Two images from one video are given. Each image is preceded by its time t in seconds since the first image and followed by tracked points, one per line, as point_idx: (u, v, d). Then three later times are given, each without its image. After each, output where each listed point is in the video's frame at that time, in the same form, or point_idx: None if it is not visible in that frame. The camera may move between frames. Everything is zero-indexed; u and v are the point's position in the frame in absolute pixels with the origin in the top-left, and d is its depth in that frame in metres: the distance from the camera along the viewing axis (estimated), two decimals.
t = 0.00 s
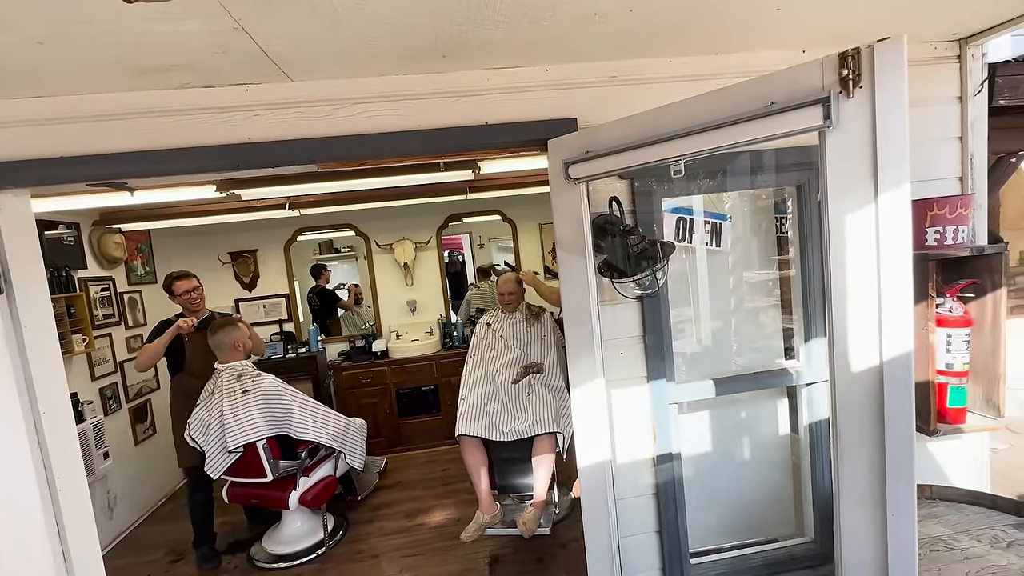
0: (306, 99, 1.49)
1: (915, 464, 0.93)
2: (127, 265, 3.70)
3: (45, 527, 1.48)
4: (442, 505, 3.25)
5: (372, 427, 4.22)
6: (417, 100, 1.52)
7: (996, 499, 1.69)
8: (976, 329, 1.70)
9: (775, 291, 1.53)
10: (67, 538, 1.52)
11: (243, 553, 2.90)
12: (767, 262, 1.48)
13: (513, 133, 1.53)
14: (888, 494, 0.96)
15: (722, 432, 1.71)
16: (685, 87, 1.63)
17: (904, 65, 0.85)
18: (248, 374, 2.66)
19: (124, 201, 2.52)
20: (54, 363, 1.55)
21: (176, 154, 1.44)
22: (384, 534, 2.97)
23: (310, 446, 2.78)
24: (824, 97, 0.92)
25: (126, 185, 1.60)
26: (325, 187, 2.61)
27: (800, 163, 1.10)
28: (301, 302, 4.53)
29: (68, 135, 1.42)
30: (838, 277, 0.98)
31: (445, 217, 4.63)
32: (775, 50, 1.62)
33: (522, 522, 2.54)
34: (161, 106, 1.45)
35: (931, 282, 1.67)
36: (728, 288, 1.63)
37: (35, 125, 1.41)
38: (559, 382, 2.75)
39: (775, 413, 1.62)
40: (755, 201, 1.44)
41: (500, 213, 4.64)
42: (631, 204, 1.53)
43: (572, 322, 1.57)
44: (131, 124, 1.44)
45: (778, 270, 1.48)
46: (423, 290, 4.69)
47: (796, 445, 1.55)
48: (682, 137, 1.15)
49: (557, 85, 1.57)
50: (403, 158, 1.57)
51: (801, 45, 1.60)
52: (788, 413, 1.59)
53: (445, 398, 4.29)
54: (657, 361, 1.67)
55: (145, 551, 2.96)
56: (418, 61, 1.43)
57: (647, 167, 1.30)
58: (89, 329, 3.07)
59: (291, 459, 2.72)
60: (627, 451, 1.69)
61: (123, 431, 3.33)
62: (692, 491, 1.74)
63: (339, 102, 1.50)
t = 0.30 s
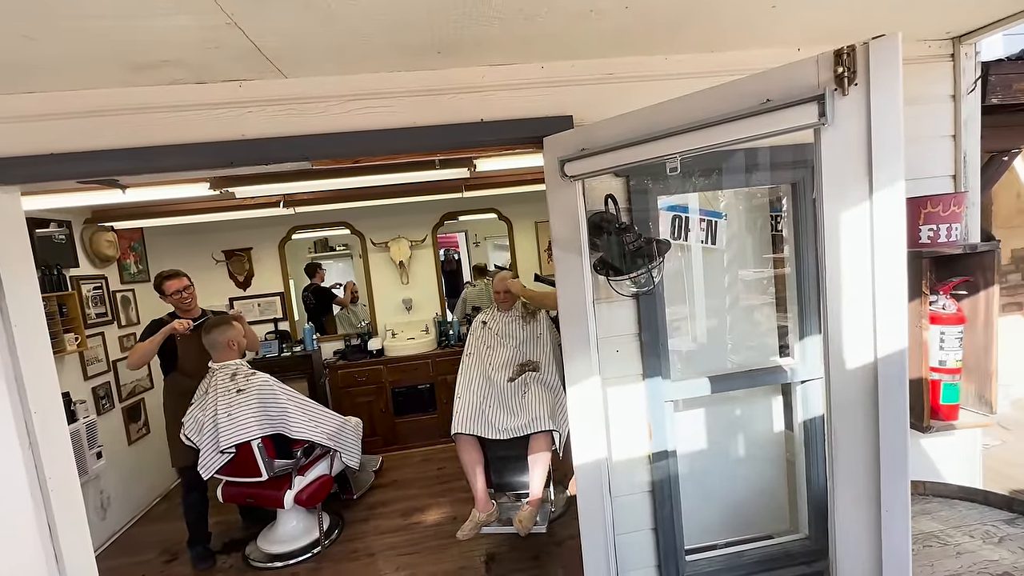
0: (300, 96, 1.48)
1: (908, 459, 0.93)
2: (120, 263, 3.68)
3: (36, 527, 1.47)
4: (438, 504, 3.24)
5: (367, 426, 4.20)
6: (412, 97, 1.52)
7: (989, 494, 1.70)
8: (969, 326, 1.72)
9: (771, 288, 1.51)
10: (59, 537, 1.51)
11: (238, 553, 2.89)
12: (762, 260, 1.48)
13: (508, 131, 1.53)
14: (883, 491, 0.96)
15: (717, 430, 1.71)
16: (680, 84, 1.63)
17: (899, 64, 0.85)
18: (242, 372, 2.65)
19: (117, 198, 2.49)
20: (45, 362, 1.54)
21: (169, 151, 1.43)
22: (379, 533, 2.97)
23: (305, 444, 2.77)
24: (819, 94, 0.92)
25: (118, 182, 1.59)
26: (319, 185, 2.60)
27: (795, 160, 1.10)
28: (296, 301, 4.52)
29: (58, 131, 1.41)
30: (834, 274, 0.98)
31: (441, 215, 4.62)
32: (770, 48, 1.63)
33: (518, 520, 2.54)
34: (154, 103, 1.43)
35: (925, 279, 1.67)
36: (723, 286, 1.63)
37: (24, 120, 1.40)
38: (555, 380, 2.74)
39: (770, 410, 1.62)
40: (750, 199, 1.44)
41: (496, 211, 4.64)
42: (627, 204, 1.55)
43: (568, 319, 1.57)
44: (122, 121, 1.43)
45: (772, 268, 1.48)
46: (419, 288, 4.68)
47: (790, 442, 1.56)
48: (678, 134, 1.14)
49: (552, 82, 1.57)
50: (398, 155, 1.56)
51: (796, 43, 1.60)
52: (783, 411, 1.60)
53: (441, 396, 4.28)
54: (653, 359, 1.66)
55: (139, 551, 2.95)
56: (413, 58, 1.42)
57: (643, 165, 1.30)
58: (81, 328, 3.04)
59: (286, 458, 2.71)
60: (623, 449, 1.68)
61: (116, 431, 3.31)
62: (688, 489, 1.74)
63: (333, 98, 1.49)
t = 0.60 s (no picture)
0: (295, 94, 1.47)
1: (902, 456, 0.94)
2: (114, 263, 3.66)
3: (29, 529, 1.46)
4: (434, 503, 3.24)
5: (364, 426, 4.19)
6: (408, 96, 1.51)
7: (981, 491, 1.71)
8: (961, 324, 1.74)
9: (764, 287, 1.53)
10: (52, 538, 1.50)
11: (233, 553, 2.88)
12: (757, 260, 1.48)
13: (504, 130, 1.53)
14: (877, 489, 0.96)
15: (713, 429, 1.72)
16: (675, 84, 1.64)
17: (893, 64, 0.85)
18: (237, 372, 2.64)
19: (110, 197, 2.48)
20: (37, 362, 1.52)
21: (163, 150, 1.42)
22: (376, 532, 2.96)
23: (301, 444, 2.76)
24: (814, 94, 0.92)
25: (111, 180, 1.58)
26: (315, 184, 2.59)
27: (790, 160, 1.10)
28: (292, 300, 4.50)
29: (50, 129, 1.40)
30: (828, 273, 0.98)
31: (437, 214, 4.62)
32: (765, 47, 1.63)
33: (514, 519, 2.54)
34: (147, 100, 1.42)
35: (918, 278, 1.68)
36: (719, 285, 1.63)
37: (16, 118, 1.39)
38: (551, 380, 2.76)
39: (765, 408, 1.63)
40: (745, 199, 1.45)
41: (492, 210, 4.64)
42: (623, 201, 1.54)
43: (565, 319, 1.57)
44: (115, 119, 1.42)
45: (767, 267, 1.48)
46: (415, 287, 4.68)
47: (785, 440, 1.57)
48: (674, 133, 1.14)
49: (548, 80, 1.56)
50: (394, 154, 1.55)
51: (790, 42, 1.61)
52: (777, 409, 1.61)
53: (437, 395, 4.28)
54: (649, 358, 1.67)
55: (134, 552, 2.94)
56: (409, 56, 1.42)
57: (639, 164, 1.30)
58: (74, 328, 3.03)
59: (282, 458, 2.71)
60: (618, 447, 1.69)
61: (110, 431, 3.29)
62: (683, 487, 1.75)
63: (329, 97, 1.49)
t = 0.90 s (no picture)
0: (291, 93, 1.47)
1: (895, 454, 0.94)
2: (108, 263, 3.64)
3: (22, 530, 1.45)
4: (431, 503, 3.24)
5: (360, 426, 4.19)
6: (404, 95, 1.51)
7: (974, 489, 1.72)
8: (955, 324, 1.76)
9: (761, 287, 1.54)
10: (46, 539, 1.50)
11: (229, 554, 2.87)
12: (753, 259, 1.49)
13: (500, 130, 1.53)
14: (871, 488, 0.97)
15: (709, 428, 1.72)
16: (671, 83, 1.64)
17: (888, 64, 0.86)
18: (232, 373, 2.62)
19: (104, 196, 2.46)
20: (31, 363, 1.51)
21: (157, 149, 1.41)
22: (372, 533, 2.96)
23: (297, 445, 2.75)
24: (809, 94, 0.92)
25: (104, 180, 1.57)
26: (311, 184, 2.59)
27: (786, 159, 1.10)
28: (287, 300, 4.49)
29: (43, 128, 1.39)
30: (823, 273, 0.98)
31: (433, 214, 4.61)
32: (761, 48, 1.64)
33: (510, 519, 2.54)
34: (141, 99, 1.42)
35: (912, 277, 1.69)
36: (715, 284, 1.63)
37: (8, 117, 1.38)
38: (548, 380, 2.76)
39: (760, 407, 1.64)
40: (741, 198, 1.44)
41: (489, 210, 4.63)
42: (619, 203, 1.56)
43: (561, 318, 1.57)
44: (109, 117, 1.41)
45: (763, 267, 1.49)
46: (411, 287, 4.67)
47: (780, 439, 1.57)
48: (669, 133, 1.15)
49: (544, 80, 1.56)
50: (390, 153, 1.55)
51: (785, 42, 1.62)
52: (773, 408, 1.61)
53: (433, 395, 4.27)
54: (645, 357, 1.67)
55: (129, 554, 2.92)
56: (404, 55, 1.41)
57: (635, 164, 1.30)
58: (68, 328, 3.01)
59: (278, 458, 2.70)
60: (615, 446, 1.69)
61: (104, 432, 3.27)
62: (679, 486, 1.75)
63: (324, 96, 1.48)
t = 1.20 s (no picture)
0: (287, 93, 1.47)
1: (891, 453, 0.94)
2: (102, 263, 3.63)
3: (16, 532, 1.44)
4: (427, 503, 3.24)
5: (356, 426, 4.18)
6: (401, 94, 1.51)
7: (968, 488, 1.73)
8: (949, 323, 1.76)
9: (756, 287, 1.52)
10: (39, 541, 1.49)
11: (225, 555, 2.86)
12: (748, 259, 1.49)
13: (497, 130, 1.53)
14: (866, 487, 0.97)
15: (705, 428, 1.72)
16: (667, 84, 1.64)
17: (882, 65, 0.86)
18: (228, 373, 2.61)
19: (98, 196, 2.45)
20: (25, 363, 1.50)
21: (153, 149, 1.41)
22: (369, 533, 2.95)
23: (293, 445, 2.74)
24: (805, 94, 0.93)
25: (98, 180, 1.56)
26: (307, 184, 2.58)
27: (781, 160, 1.10)
28: (284, 300, 4.48)
29: (37, 127, 1.38)
30: (818, 272, 0.99)
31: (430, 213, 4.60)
32: (757, 48, 1.64)
33: (507, 518, 2.55)
34: (135, 99, 1.41)
35: (907, 277, 1.69)
36: (711, 284, 1.63)
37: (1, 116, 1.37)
38: (544, 379, 2.75)
39: (756, 407, 1.64)
40: (736, 198, 1.44)
41: (485, 210, 4.63)
42: (615, 203, 1.55)
43: (558, 318, 1.57)
44: (103, 117, 1.40)
45: (758, 266, 1.49)
46: (407, 287, 4.66)
47: (776, 438, 1.58)
48: (665, 134, 1.15)
49: (541, 80, 1.56)
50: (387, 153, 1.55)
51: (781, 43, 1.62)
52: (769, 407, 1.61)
53: (430, 395, 4.26)
54: (642, 357, 1.66)
55: (124, 555, 2.91)
56: (401, 55, 1.41)
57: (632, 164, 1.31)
58: (61, 329, 2.99)
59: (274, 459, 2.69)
60: (612, 446, 1.69)
61: (98, 433, 3.26)
62: (676, 485, 1.75)
63: (320, 96, 1.48)
